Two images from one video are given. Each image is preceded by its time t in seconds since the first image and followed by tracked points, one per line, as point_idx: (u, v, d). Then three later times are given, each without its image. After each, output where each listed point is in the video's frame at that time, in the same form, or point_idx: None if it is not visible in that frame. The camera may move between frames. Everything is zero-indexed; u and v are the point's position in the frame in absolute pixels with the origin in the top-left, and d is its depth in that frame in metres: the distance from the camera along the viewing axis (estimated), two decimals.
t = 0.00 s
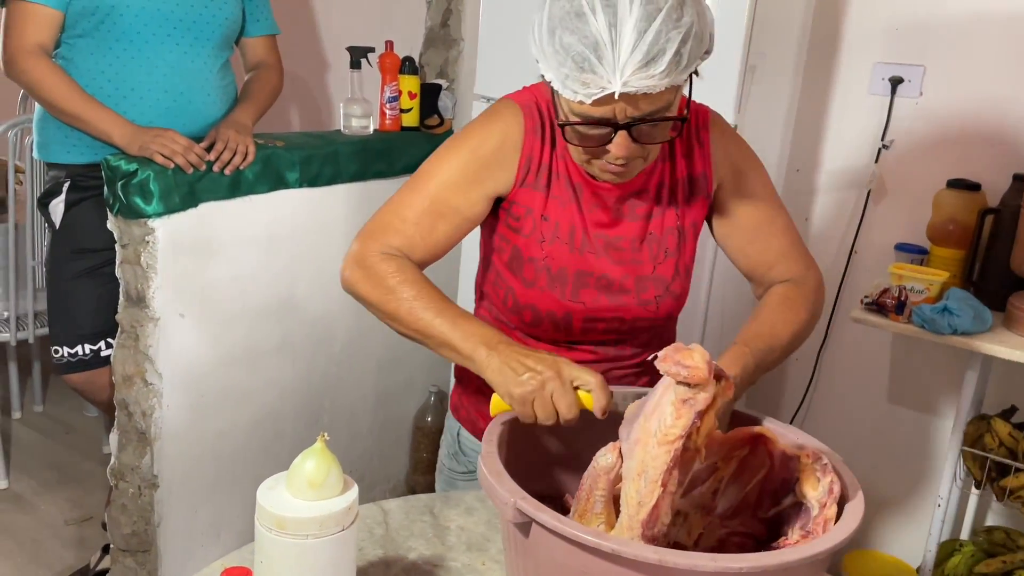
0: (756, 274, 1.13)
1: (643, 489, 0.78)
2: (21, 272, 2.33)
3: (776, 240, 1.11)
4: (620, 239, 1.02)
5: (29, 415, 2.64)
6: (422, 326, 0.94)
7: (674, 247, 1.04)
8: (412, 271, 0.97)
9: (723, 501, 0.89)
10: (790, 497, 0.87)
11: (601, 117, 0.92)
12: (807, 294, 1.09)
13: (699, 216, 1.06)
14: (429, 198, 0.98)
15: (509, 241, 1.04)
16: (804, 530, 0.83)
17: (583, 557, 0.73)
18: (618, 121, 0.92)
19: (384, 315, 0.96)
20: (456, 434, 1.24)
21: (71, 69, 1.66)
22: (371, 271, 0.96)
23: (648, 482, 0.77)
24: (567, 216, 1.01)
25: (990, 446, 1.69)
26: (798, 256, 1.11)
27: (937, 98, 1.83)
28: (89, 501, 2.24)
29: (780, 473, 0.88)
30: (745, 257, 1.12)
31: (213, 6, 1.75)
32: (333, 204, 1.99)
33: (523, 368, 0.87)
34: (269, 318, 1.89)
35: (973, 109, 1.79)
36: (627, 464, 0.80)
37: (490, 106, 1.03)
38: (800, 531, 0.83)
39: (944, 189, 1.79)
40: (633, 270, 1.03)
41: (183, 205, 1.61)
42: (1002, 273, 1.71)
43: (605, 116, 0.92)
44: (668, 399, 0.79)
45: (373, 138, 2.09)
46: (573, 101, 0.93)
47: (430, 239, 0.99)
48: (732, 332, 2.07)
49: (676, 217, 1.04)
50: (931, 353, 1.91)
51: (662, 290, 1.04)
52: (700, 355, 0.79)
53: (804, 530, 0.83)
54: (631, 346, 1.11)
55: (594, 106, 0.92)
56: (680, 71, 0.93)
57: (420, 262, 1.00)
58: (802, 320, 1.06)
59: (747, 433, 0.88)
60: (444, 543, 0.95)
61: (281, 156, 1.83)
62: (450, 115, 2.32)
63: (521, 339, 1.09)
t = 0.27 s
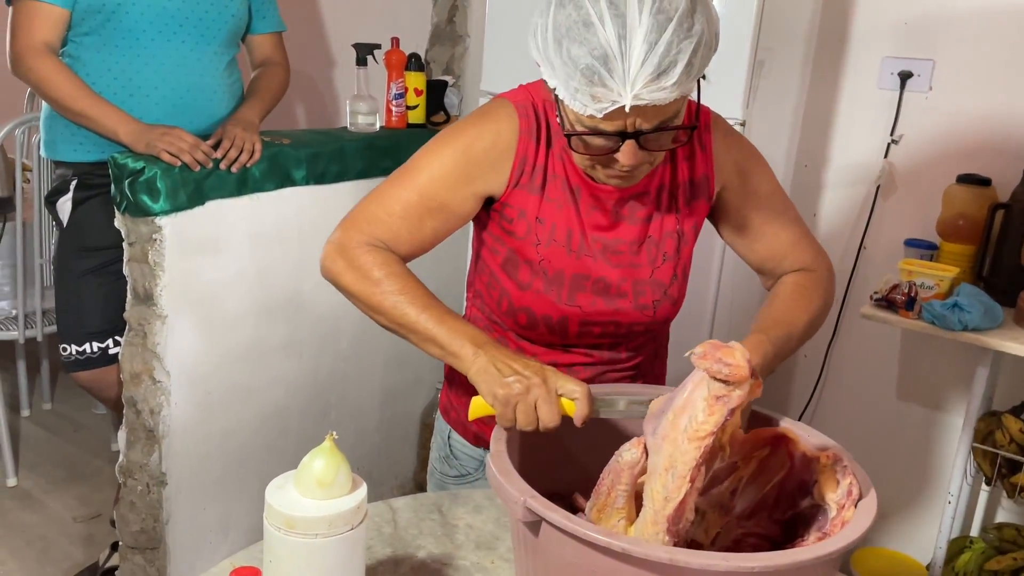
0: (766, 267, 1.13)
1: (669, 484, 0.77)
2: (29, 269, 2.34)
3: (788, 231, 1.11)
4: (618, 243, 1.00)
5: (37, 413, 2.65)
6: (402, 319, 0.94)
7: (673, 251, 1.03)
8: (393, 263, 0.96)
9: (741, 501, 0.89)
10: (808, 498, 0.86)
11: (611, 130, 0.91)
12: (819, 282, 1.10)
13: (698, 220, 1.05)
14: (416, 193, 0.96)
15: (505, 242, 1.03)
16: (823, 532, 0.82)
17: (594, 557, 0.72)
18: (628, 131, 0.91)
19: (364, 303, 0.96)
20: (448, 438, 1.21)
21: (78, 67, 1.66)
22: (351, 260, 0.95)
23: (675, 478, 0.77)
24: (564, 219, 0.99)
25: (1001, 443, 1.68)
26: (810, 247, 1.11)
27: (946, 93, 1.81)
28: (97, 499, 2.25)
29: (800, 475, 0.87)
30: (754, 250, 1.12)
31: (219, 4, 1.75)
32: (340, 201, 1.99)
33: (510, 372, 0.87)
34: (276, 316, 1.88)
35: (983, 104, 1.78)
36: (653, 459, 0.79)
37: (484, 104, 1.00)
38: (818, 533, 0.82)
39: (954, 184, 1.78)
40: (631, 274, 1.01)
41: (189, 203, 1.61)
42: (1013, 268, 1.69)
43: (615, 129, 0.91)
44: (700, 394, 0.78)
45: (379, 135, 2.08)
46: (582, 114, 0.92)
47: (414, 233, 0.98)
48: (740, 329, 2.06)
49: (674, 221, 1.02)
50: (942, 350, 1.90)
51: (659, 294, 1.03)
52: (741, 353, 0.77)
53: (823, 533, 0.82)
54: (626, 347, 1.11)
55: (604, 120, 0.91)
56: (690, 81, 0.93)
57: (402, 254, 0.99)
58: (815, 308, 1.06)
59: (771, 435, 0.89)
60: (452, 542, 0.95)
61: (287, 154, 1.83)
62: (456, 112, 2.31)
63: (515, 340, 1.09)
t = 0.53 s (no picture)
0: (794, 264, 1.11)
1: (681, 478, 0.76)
2: (33, 266, 2.34)
3: (815, 228, 1.09)
4: (639, 242, 0.99)
5: (42, 410, 2.65)
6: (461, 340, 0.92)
7: (694, 251, 1.02)
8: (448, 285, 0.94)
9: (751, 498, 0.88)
10: (818, 495, 0.85)
11: (635, 131, 0.90)
12: (847, 277, 1.09)
13: (721, 218, 1.04)
14: (452, 206, 0.93)
15: (524, 237, 1.02)
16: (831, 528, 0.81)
17: (602, 556, 0.72)
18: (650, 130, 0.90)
19: (424, 331, 0.94)
20: (460, 435, 1.21)
21: (81, 63, 1.65)
22: (401, 288, 0.93)
23: (687, 473, 0.76)
24: (584, 216, 0.98)
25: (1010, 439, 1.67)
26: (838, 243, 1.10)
27: (954, 87, 1.80)
28: (103, 495, 2.25)
29: (811, 473, 0.86)
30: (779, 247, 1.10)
31: None
32: (344, 197, 1.98)
33: (576, 380, 0.86)
34: (281, 312, 1.88)
35: (992, 98, 1.76)
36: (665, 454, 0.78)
37: (505, 101, 0.99)
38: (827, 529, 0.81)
39: (963, 178, 1.77)
40: (651, 273, 1.01)
41: (194, 200, 1.61)
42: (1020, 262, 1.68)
43: (639, 129, 0.90)
44: (716, 390, 0.76)
45: (384, 131, 2.08)
46: (606, 114, 0.90)
47: (460, 248, 0.96)
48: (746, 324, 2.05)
49: (696, 220, 1.02)
50: (950, 345, 1.89)
51: (679, 294, 1.03)
52: (757, 351, 0.75)
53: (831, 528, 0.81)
54: (641, 346, 1.10)
55: (628, 120, 0.89)
56: (715, 83, 0.91)
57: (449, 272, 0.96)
58: (846, 301, 1.05)
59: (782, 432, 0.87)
60: (458, 540, 0.94)
61: (291, 149, 1.82)
62: (460, 107, 2.30)
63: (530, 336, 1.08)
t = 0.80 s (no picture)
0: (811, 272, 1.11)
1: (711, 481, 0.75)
2: (34, 262, 2.34)
3: (832, 236, 1.09)
4: (657, 244, 0.99)
5: (44, 405, 2.65)
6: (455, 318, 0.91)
7: (711, 257, 1.02)
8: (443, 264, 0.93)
9: (762, 498, 0.87)
10: (826, 496, 0.85)
11: (654, 131, 0.89)
12: (866, 281, 1.09)
13: (741, 225, 1.03)
14: (460, 188, 0.93)
15: (541, 233, 1.01)
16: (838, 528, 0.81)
17: (603, 555, 0.71)
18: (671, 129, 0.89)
19: (417, 306, 0.93)
20: (468, 430, 1.20)
21: (81, 59, 1.65)
22: (397, 261, 0.93)
23: (721, 479, 0.74)
24: (602, 215, 0.97)
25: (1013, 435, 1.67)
26: (856, 252, 1.09)
27: (958, 82, 1.79)
28: (104, 491, 2.25)
29: (821, 473, 0.86)
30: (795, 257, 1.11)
31: None
32: (345, 192, 1.98)
33: (571, 364, 0.85)
34: (283, 309, 1.88)
35: (996, 92, 1.75)
36: (698, 454, 0.76)
37: (529, 94, 0.98)
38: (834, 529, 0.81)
39: (966, 172, 1.76)
40: (667, 276, 1.00)
41: (194, 195, 1.60)
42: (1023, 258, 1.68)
43: (659, 130, 0.89)
44: (761, 399, 0.74)
45: (384, 126, 2.07)
46: (626, 114, 0.90)
47: (460, 229, 0.95)
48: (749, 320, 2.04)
49: (715, 226, 1.01)
50: (953, 340, 1.89)
51: (693, 299, 1.02)
52: (820, 367, 0.73)
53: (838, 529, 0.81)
54: (651, 347, 1.10)
55: (647, 121, 0.89)
56: (734, 85, 0.90)
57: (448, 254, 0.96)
58: (864, 304, 1.05)
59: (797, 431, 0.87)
60: (460, 538, 0.94)
61: (292, 145, 1.81)
62: (461, 102, 2.30)
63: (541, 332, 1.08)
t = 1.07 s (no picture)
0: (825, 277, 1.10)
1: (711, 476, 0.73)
2: (31, 257, 2.33)
3: (846, 240, 1.08)
4: (667, 242, 0.98)
5: (43, 401, 2.65)
6: (446, 298, 0.91)
7: (719, 259, 1.02)
8: (439, 243, 0.93)
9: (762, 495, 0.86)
10: (825, 492, 0.85)
11: (660, 127, 0.89)
12: (879, 286, 1.07)
13: (750, 229, 1.03)
14: (465, 172, 0.92)
15: (549, 224, 1.00)
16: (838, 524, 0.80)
17: (601, 553, 0.71)
18: (677, 126, 0.88)
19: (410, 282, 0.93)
20: (471, 423, 1.19)
21: (76, 53, 1.64)
22: (394, 233, 0.92)
23: (719, 472, 0.72)
24: (612, 208, 0.96)
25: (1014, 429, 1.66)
26: (869, 255, 1.08)
27: (959, 75, 1.78)
28: (103, 487, 2.24)
29: (821, 470, 0.86)
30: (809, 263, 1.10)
31: None
32: (344, 187, 1.97)
33: (556, 356, 0.85)
34: (281, 304, 1.87)
35: (997, 85, 1.74)
36: (699, 447, 0.75)
37: (545, 84, 0.97)
38: (833, 525, 0.81)
39: (967, 166, 1.75)
40: (675, 274, 0.99)
41: (191, 190, 1.60)
42: None
43: (664, 126, 0.89)
44: (762, 393, 0.72)
45: (383, 121, 2.06)
46: (631, 110, 0.89)
47: (460, 212, 0.94)
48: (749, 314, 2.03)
49: (724, 229, 1.01)
50: (953, 334, 1.88)
51: (700, 299, 1.02)
52: (816, 361, 0.72)
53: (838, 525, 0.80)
54: (655, 346, 1.08)
55: (652, 117, 0.88)
56: (741, 82, 0.89)
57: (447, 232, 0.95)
58: (876, 309, 1.04)
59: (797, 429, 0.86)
60: (458, 535, 0.93)
61: (290, 140, 1.80)
62: (460, 96, 2.29)
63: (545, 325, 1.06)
